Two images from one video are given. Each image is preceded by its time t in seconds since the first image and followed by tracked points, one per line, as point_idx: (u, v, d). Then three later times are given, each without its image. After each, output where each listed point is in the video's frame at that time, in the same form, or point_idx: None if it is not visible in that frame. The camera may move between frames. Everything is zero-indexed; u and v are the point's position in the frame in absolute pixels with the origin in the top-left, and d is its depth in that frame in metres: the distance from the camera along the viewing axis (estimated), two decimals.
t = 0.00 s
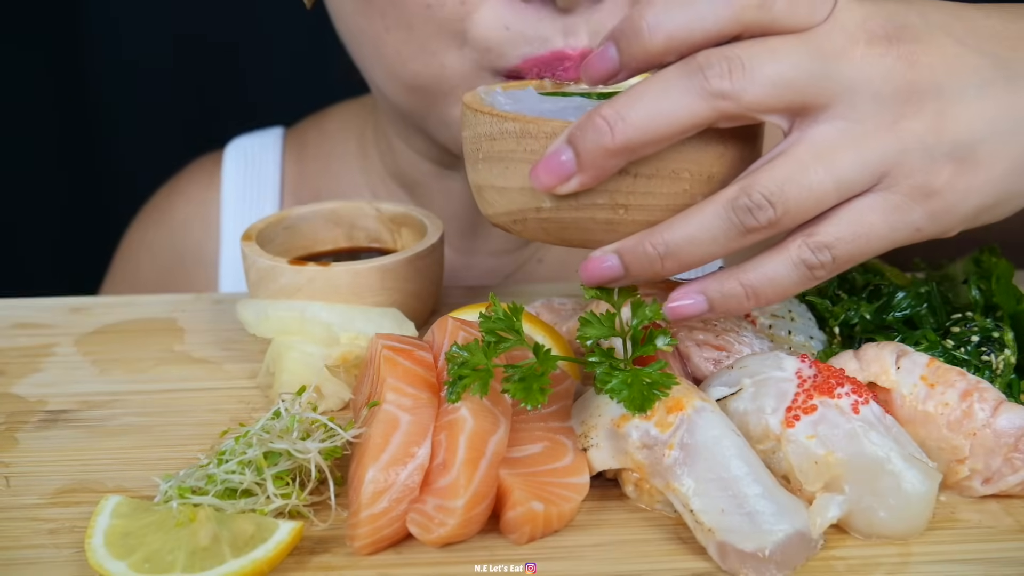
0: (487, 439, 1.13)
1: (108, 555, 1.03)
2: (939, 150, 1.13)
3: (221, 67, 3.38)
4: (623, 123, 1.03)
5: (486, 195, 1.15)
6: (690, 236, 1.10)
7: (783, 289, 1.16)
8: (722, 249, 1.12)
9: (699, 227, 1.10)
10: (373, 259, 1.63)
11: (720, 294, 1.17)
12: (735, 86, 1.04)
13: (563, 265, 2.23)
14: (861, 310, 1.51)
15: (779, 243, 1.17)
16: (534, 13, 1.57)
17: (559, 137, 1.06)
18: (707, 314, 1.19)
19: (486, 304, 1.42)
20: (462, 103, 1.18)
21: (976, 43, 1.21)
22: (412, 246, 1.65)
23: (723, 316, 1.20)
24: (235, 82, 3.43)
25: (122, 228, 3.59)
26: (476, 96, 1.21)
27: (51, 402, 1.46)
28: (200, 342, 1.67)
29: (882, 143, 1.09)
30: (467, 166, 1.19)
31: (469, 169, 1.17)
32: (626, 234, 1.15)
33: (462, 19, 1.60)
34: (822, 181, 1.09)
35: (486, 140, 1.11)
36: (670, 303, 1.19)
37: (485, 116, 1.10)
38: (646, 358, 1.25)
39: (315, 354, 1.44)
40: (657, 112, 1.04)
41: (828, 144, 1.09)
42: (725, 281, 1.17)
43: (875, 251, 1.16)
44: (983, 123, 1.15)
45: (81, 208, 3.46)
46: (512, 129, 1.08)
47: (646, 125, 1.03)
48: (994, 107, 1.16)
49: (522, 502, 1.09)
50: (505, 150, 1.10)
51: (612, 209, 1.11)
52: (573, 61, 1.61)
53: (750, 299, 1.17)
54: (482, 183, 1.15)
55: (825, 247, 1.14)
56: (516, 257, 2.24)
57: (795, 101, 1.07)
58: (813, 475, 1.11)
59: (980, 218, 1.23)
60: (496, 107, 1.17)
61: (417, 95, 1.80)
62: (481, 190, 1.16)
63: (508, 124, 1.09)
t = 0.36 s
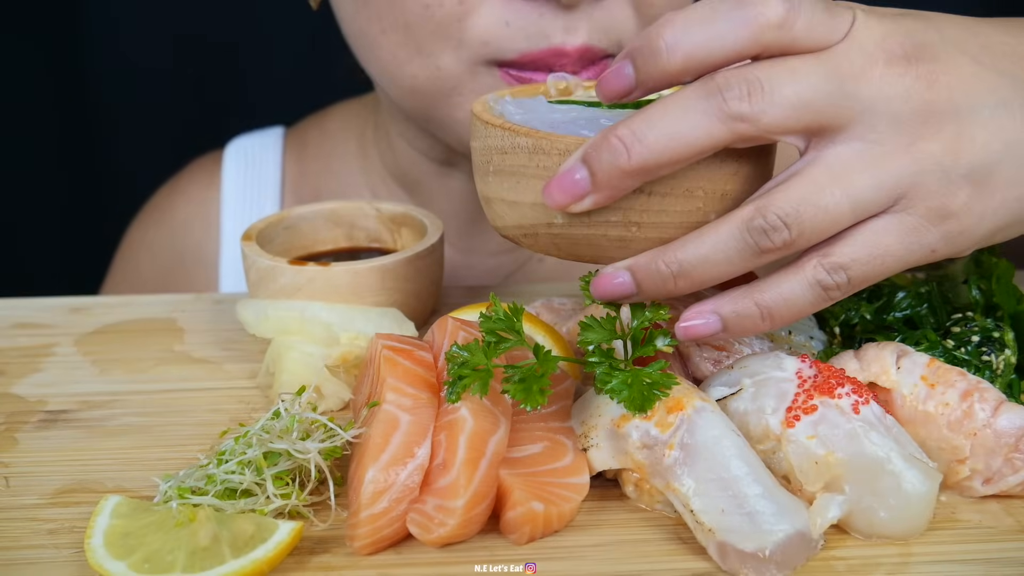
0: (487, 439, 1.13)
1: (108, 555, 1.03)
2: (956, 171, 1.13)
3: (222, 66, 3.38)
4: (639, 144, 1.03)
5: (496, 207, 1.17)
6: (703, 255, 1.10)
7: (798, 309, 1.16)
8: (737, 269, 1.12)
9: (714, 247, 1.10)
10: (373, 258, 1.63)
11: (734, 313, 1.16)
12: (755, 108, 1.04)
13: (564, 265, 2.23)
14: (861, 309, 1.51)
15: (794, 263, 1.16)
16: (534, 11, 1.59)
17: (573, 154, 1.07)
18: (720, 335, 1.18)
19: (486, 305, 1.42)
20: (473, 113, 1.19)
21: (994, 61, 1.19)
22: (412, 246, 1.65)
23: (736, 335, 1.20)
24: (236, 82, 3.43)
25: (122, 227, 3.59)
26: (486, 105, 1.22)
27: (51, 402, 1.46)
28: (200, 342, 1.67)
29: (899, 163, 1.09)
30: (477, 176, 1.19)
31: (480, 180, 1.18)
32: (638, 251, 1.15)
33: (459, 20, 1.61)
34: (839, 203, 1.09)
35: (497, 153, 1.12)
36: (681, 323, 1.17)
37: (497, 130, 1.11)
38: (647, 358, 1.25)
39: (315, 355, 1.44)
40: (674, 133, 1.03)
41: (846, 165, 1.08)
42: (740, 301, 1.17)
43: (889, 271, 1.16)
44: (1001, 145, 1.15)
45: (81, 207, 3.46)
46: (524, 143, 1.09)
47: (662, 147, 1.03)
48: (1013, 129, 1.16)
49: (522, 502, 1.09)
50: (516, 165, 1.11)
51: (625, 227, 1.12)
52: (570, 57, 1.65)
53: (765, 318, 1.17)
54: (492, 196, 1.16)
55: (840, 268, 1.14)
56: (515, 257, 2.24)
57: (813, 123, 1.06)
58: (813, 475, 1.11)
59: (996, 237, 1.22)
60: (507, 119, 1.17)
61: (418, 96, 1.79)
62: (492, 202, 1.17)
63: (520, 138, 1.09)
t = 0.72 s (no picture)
0: (487, 439, 1.13)
1: (108, 555, 1.03)
2: (957, 172, 1.13)
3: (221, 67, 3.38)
4: (637, 144, 1.03)
5: (495, 206, 1.17)
6: (701, 255, 1.10)
7: (796, 309, 1.16)
8: (735, 269, 1.12)
9: (712, 247, 1.10)
10: (373, 258, 1.63)
11: (732, 314, 1.16)
12: (754, 108, 1.04)
13: (563, 265, 2.23)
14: (861, 310, 1.51)
15: (792, 264, 1.16)
16: (534, 11, 1.59)
17: (572, 153, 1.07)
18: (718, 336, 1.17)
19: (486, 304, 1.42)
20: (472, 111, 1.19)
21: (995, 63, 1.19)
22: (412, 246, 1.65)
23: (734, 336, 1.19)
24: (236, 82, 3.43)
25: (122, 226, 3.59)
26: (485, 104, 1.22)
27: (50, 402, 1.46)
28: (199, 342, 1.67)
29: (899, 164, 1.09)
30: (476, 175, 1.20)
31: (479, 178, 1.18)
32: (636, 250, 1.15)
33: (459, 16, 1.60)
34: (838, 204, 1.09)
35: (495, 151, 1.12)
36: (678, 324, 1.16)
37: (495, 129, 1.12)
38: (647, 358, 1.25)
39: (315, 355, 1.44)
40: (673, 133, 1.04)
41: (846, 165, 1.09)
42: (738, 302, 1.16)
43: (888, 273, 1.16)
44: (1001, 146, 1.15)
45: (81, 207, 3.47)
46: (522, 142, 1.09)
47: (660, 146, 1.04)
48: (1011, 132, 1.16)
49: (522, 502, 1.09)
50: (515, 163, 1.11)
51: (623, 226, 1.12)
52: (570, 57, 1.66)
53: (763, 319, 1.17)
54: (490, 195, 1.16)
55: (839, 269, 1.14)
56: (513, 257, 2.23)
57: (812, 123, 1.06)
58: (813, 475, 1.11)
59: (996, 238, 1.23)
60: (506, 117, 1.18)
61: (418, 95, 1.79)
62: (490, 201, 1.17)
63: (518, 137, 1.09)
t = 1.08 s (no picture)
0: (487, 439, 1.13)
1: (108, 555, 1.03)
2: (947, 166, 1.12)
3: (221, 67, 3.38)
4: (630, 138, 1.03)
5: (490, 202, 1.17)
6: (695, 249, 1.10)
7: (789, 302, 1.16)
8: (728, 263, 1.12)
9: (705, 241, 1.10)
10: (373, 258, 1.63)
11: (726, 308, 1.16)
12: (745, 101, 1.04)
13: (563, 265, 2.23)
14: (861, 310, 1.51)
15: (785, 257, 1.16)
16: (530, 14, 1.59)
17: (565, 147, 1.07)
18: (712, 330, 1.17)
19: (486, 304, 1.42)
20: (467, 108, 1.19)
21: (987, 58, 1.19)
22: (412, 246, 1.65)
23: (727, 330, 1.19)
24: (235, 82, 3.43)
25: (122, 226, 3.59)
26: (480, 101, 1.22)
27: (51, 401, 1.46)
28: (200, 342, 1.67)
29: (890, 157, 1.09)
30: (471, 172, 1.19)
31: (474, 175, 1.18)
32: (630, 244, 1.16)
33: (456, 18, 1.60)
34: (830, 197, 1.09)
35: (490, 147, 1.12)
36: (672, 319, 1.16)
37: (490, 124, 1.12)
38: (647, 358, 1.25)
39: (315, 355, 1.44)
40: (665, 126, 1.04)
41: (838, 159, 1.08)
42: (731, 296, 1.16)
43: (881, 265, 1.16)
44: (992, 139, 1.15)
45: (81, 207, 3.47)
46: (517, 137, 1.09)
47: (652, 140, 1.04)
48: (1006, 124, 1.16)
49: (522, 502, 1.09)
50: (510, 158, 1.11)
51: (617, 220, 1.12)
52: (565, 59, 1.65)
53: (756, 313, 1.17)
54: (486, 191, 1.16)
55: (831, 262, 1.13)
56: (512, 256, 2.23)
57: (803, 116, 1.07)
58: (813, 475, 1.11)
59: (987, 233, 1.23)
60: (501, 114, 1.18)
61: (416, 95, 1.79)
62: (486, 197, 1.17)
63: (513, 132, 1.09)
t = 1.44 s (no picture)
0: (487, 439, 1.13)
1: (108, 555, 1.03)
2: (932, 161, 1.12)
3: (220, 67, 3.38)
4: (617, 135, 1.04)
5: (484, 201, 1.18)
6: (683, 245, 1.11)
7: (776, 297, 1.16)
8: (716, 259, 1.12)
9: (693, 238, 1.10)
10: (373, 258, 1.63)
11: (715, 303, 1.16)
12: (729, 98, 1.04)
13: (564, 266, 2.23)
14: (861, 310, 1.51)
15: (774, 252, 1.16)
16: (526, 11, 1.59)
17: (555, 145, 1.08)
18: (701, 325, 1.17)
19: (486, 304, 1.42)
20: (461, 110, 1.20)
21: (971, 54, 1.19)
22: (412, 246, 1.65)
23: (717, 325, 1.19)
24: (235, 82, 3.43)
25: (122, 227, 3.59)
26: (475, 103, 1.23)
27: (50, 402, 1.46)
28: (200, 342, 1.67)
29: (876, 153, 1.09)
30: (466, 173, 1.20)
31: (468, 175, 1.19)
32: (621, 241, 1.17)
33: (455, 22, 1.60)
34: (817, 193, 1.09)
35: (483, 148, 1.13)
36: (662, 314, 1.16)
37: (482, 125, 1.13)
38: (647, 358, 1.26)
39: (316, 355, 1.44)
40: (652, 124, 1.04)
41: (825, 155, 1.09)
42: (720, 292, 1.17)
43: (869, 259, 1.15)
44: (978, 134, 1.14)
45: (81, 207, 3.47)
46: (508, 137, 1.10)
47: (639, 137, 1.04)
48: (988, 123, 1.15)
49: (522, 502, 1.09)
50: (502, 158, 1.12)
51: (607, 217, 1.13)
52: (564, 54, 1.64)
53: (745, 308, 1.17)
54: (480, 191, 1.18)
55: (818, 257, 1.13)
56: (510, 255, 2.23)
57: (788, 112, 1.07)
58: (813, 475, 1.11)
59: (974, 229, 1.21)
60: (495, 115, 1.18)
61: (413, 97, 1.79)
62: (480, 197, 1.18)
63: (504, 132, 1.10)
